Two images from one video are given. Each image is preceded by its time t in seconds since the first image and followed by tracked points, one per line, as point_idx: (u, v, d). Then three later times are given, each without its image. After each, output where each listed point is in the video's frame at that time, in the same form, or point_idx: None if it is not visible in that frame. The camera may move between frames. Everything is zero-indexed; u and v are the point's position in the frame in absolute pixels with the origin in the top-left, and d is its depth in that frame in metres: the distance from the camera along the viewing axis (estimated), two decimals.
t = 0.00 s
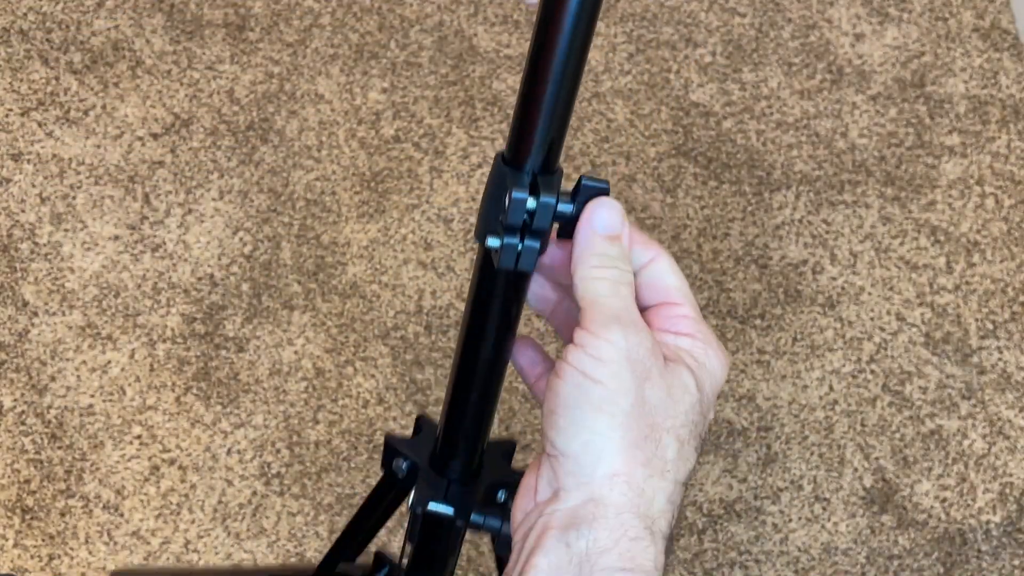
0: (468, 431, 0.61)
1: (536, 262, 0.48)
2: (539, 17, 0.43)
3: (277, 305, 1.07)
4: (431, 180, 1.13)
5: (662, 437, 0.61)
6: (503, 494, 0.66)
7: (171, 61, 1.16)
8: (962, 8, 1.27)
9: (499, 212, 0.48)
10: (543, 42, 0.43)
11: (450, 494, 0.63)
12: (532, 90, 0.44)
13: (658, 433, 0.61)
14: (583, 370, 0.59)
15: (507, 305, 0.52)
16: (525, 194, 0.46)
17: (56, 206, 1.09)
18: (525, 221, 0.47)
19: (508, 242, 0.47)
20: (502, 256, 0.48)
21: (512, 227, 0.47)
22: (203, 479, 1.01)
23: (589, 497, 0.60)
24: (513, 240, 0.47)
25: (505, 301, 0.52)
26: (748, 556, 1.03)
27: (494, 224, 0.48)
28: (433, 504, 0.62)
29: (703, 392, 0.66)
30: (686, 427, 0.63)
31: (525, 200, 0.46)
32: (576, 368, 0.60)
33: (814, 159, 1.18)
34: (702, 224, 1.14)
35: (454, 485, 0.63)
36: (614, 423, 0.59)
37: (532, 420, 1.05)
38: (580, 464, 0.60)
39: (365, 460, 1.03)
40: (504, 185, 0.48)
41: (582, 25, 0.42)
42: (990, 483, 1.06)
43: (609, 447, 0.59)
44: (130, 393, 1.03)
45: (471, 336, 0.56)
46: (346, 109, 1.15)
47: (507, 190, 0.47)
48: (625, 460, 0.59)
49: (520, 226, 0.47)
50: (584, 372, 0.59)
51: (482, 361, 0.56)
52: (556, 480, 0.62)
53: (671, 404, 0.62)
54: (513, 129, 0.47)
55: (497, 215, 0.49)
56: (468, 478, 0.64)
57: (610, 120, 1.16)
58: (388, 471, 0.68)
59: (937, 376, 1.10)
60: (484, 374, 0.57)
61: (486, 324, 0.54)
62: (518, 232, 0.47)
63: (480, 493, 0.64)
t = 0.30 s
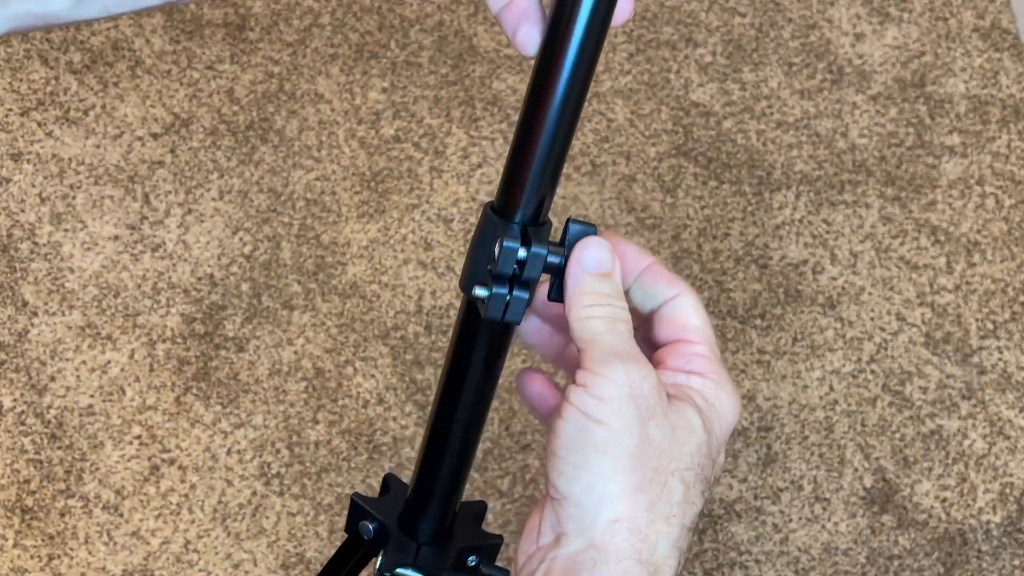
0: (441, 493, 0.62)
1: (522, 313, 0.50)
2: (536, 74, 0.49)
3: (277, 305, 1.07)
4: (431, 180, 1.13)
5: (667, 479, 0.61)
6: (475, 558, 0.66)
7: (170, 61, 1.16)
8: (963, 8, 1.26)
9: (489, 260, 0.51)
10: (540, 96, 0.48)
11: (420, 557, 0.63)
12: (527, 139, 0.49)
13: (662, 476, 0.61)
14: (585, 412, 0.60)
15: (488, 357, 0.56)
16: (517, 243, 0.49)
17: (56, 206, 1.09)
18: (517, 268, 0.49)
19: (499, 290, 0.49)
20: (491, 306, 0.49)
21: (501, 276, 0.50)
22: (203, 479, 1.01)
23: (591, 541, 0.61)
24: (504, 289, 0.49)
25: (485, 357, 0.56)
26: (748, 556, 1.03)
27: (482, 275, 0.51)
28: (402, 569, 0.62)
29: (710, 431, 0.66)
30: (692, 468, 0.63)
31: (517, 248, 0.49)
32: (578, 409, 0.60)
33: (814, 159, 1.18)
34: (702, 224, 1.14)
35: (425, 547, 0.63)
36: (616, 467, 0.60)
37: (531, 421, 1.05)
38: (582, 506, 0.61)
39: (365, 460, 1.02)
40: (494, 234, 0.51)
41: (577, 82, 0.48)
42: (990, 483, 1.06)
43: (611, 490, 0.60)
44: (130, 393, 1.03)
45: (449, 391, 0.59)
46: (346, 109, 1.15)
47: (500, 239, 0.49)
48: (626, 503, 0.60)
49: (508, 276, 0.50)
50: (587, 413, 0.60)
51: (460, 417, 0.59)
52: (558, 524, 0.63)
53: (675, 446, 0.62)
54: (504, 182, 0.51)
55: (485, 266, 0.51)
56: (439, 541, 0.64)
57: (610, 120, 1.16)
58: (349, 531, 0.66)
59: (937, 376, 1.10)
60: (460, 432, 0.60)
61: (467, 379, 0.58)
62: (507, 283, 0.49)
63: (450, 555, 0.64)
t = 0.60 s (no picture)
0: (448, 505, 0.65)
1: (531, 323, 0.54)
2: (547, 92, 0.52)
3: (277, 305, 1.07)
4: (431, 180, 1.13)
5: (699, 494, 0.63)
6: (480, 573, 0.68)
7: (170, 61, 1.16)
8: (963, 8, 1.26)
9: (497, 273, 0.54)
10: (551, 112, 0.52)
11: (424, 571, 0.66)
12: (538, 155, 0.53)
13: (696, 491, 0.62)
14: (613, 443, 0.60)
15: (494, 372, 0.59)
16: (527, 255, 0.52)
17: (56, 206, 1.09)
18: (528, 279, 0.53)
19: (509, 304, 0.53)
20: (501, 319, 0.53)
21: (511, 289, 0.53)
22: (203, 479, 1.01)
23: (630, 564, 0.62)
24: (514, 302, 0.53)
25: (495, 368, 0.59)
26: (748, 556, 1.02)
27: (490, 287, 0.54)
28: None
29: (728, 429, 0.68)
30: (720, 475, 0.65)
31: (526, 261, 0.52)
32: (605, 441, 0.61)
33: (814, 159, 1.18)
34: (702, 224, 1.14)
35: (429, 562, 0.66)
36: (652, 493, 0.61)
37: (531, 420, 1.05)
38: (617, 533, 0.62)
39: (365, 461, 1.02)
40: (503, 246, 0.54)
41: (587, 97, 0.51)
42: (990, 483, 1.06)
43: (645, 513, 0.61)
44: (130, 393, 1.03)
45: (455, 406, 0.62)
46: (346, 109, 1.15)
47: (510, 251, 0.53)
48: (665, 525, 0.61)
49: (518, 288, 0.53)
50: (614, 441, 0.60)
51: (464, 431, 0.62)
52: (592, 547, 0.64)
53: (702, 458, 0.63)
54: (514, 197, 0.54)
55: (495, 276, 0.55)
56: (444, 555, 0.66)
57: (610, 120, 1.16)
58: (356, 542, 0.68)
59: (937, 376, 1.10)
60: (467, 445, 0.63)
61: (474, 392, 0.60)
62: (516, 295, 0.53)
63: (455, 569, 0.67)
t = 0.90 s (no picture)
0: (446, 511, 0.66)
1: (528, 340, 0.53)
2: (546, 102, 0.52)
3: (277, 305, 1.07)
4: (431, 180, 1.13)
5: (695, 446, 0.61)
6: None
7: (170, 61, 1.16)
8: (963, 8, 1.26)
9: (495, 288, 0.54)
10: (551, 121, 0.52)
11: None
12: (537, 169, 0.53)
13: (690, 445, 0.61)
14: (603, 401, 0.61)
15: (493, 383, 0.60)
16: (525, 272, 0.52)
17: (56, 206, 1.09)
18: (525, 295, 0.53)
19: (506, 320, 0.53)
20: (498, 335, 0.53)
21: (509, 306, 0.53)
22: (203, 479, 1.01)
23: (628, 522, 0.61)
24: (511, 319, 0.53)
25: (493, 376, 0.59)
26: (748, 556, 1.02)
27: (487, 304, 0.54)
28: None
29: (731, 392, 0.66)
30: (720, 432, 0.63)
31: (523, 277, 0.52)
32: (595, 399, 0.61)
33: (814, 159, 1.18)
34: (702, 224, 1.14)
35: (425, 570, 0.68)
36: (642, 444, 0.60)
37: (531, 420, 1.04)
38: (615, 490, 0.61)
39: (364, 461, 1.02)
40: (501, 263, 0.54)
41: (587, 107, 0.51)
42: (990, 483, 1.06)
43: (641, 467, 0.60)
44: (129, 393, 1.03)
45: (455, 413, 0.63)
46: (346, 109, 1.15)
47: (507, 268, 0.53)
48: (658, 478, 0.60)
49: (515, 305, 0.53)
50: (603, 403, 0.61)
51: (463, 439, 0.63)
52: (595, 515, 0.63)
53: (696, 412, 0.62)
54: (513, 212, 0.54)
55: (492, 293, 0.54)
56: (439, 563, 0.68)
57: (610, 120, 1.16)
58: (353, 549, 0.71)
59: (937, 376, 1.09)
60: (465, 454, 0.64)
61: (474, 397, 0.61)
62: (514, 312, 0.53)
63: None
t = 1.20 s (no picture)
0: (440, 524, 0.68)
1: (520, 357, 0.55)
2: (545, 103, 0.52)
3: (277, 305, 1.07)
4: (431, 180, 1.13)
5: (681, 379, 0.59)
6: None
7: (170, 61, 1.16)
8: (963, 8, 1.26)
9: (489, 307, 0.56)
10: (551, 122, 0.51)
11: None
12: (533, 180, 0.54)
13: (677, 376, 0.59)
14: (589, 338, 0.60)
15: (486, 400, 0.60)
16: (518, 291, 0.53)
17: (56, 206, 1.09)
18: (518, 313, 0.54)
19: (499, 340, 0.54)
20: (491, 354, 0.55)
21: (502, 324, 0.54)
22: (203, 479, 1.00)
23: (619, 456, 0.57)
24: (504, 338, 0.54)
25: (485, 396, 0.60)
26: (748, 556, 1.02)
27: (482, 322, 0.56)
28: None
29: (718, 343, 0.65)
30: (710, 370, 0.61)
31: (516, 297, 0.53)
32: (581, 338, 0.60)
33: (814, 159, 1.18)
34: (702, 224, 1.14)
35: None
36: (627, 375, 0.59)
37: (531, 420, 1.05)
38: (604, 426, 0.59)
39: (364, 461, 1.02)
40: (495, 280, 0.56)
41: (588, 102, 0.51)
42: (990, 483, 1.06)
43: (626, 398, 0.58)
44: (129, 393, 1.03)
45: (448, 431, 0.64)
46: (346, 109, 1.15)
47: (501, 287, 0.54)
48: (644, 406, 0.58)
49: (508, 324, 0.54)
50: (587, 343, 0.60)
51: (458, 455, 0.64)
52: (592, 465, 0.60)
53: (679, 348, 0.61)
54: (507, 229, 0.56)
55: (486, 310, 0.56)
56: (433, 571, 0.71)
57: (610, 120, 1.16)
58: (350, 556, 0.73)
59: (937, 376, 1.10)
60: (456, 473, 0.65)
61: (465, 420, 0.62)
62: (506, 330, 0.54)
63: None
